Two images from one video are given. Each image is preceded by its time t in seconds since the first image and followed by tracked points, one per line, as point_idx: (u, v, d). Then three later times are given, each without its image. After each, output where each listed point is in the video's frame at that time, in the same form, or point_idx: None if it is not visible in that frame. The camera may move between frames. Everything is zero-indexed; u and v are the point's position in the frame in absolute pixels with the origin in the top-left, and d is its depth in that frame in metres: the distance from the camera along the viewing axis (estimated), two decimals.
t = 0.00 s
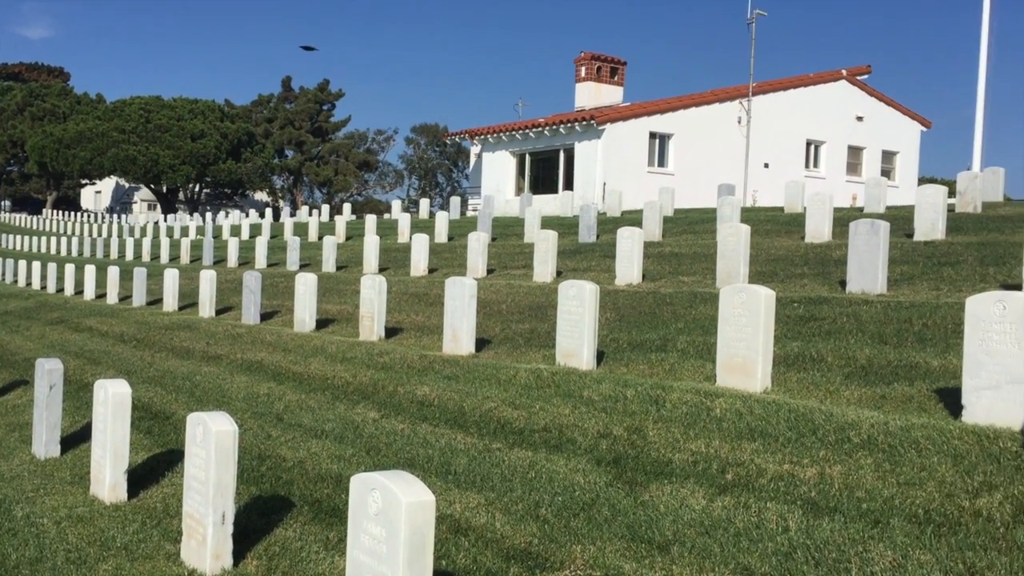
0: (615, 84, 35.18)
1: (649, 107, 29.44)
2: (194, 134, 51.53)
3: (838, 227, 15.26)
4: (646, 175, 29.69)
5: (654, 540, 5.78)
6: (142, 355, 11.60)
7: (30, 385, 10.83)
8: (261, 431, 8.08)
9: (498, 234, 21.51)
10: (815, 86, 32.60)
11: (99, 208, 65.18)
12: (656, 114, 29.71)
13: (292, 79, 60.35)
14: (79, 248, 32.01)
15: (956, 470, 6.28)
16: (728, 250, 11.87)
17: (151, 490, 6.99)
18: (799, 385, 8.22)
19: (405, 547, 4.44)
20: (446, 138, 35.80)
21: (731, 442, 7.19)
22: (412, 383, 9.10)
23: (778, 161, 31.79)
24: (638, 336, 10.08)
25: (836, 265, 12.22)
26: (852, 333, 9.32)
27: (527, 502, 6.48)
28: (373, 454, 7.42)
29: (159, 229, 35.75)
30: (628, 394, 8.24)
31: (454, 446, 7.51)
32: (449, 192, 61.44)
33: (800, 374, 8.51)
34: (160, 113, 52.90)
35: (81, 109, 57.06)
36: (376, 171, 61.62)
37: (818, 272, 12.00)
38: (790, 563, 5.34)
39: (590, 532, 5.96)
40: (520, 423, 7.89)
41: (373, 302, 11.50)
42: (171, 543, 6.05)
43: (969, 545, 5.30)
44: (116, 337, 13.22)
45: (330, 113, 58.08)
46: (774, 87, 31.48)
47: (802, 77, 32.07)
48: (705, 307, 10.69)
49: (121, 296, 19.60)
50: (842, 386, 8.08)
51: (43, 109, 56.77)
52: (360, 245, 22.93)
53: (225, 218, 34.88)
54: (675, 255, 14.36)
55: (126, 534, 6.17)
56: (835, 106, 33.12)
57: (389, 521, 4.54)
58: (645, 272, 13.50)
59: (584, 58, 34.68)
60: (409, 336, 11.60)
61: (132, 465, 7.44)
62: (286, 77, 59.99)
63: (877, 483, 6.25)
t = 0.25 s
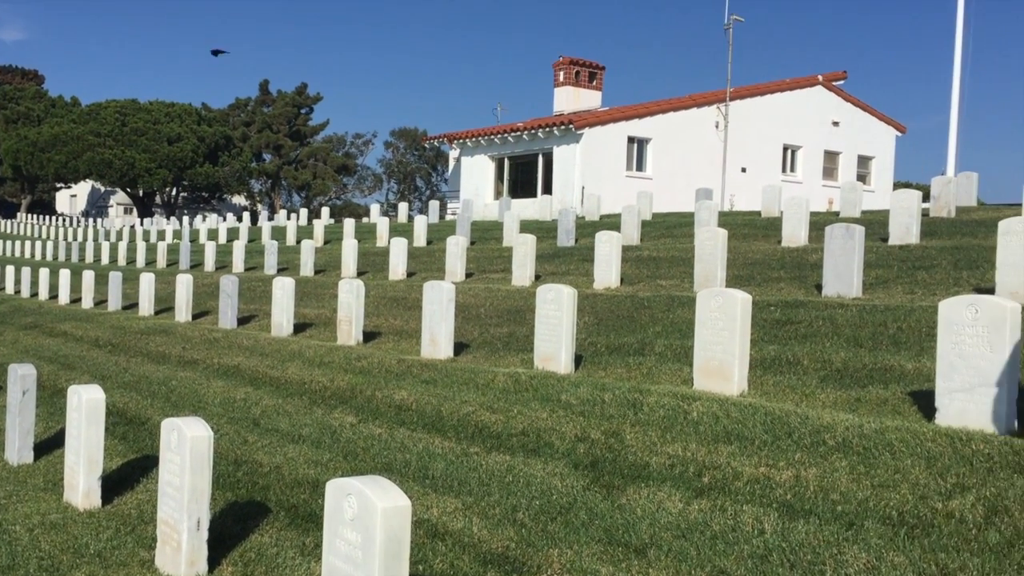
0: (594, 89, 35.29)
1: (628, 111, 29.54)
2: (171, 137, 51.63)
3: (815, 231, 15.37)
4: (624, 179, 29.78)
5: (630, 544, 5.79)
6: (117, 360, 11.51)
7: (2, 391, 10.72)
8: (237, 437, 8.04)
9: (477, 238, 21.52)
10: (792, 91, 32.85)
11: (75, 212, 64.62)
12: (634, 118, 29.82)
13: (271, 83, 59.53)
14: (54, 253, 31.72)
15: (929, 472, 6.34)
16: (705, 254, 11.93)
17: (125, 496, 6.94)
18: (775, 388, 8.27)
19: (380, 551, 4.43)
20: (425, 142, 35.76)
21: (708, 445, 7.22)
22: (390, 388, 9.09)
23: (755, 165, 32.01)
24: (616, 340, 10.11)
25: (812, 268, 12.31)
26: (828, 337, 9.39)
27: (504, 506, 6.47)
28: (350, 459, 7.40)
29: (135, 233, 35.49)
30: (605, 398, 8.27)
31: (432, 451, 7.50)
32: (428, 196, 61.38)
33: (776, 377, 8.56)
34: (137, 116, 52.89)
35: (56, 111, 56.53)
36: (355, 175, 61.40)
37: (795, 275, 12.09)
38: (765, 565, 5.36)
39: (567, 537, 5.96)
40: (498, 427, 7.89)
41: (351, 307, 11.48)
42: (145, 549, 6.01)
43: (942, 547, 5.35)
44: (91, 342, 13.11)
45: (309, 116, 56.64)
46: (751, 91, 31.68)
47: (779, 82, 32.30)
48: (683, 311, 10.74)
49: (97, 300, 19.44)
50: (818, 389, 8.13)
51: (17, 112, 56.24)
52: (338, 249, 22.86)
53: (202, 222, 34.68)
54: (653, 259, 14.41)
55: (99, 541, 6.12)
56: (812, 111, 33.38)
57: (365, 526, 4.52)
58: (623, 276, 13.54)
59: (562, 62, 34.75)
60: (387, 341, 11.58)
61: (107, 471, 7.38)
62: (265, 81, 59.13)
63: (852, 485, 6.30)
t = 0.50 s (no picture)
0: (573, 92, 35.38)
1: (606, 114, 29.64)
2: (148, 139, 51.30)
3: (792, 234, 15.47)
4: (603, 181, 29.86)
5: (608, 546, 5.80)
6: (93, 364, 11.41)
7: None
8: (214, 440, 7.99)
9: (457, 241, 21.50)
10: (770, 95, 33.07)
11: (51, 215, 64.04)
12: (613, 121, 29.92)
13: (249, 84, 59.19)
14: (28, 256, 31.41)
15: (904, 473, 6.39)
16: (683, 256, 11.99)
17: (100, 501, 6.89)
18: (752, 390, 8.31)
19: (356, 554, 4.40)
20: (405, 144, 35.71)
21: (686, 447, 7.25)
22: (368, 391, 9.07)
23: (733, 169, 32.22)
24: (595, 343, 10.13)
25: (790, 271, 12.39)
26: (804, 339, 9.45)
27: (482, 509, 6.46)
28: (328, 463, 7.38)
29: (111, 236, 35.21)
30: (584, 400, 8.29)
31: (410, 454, 7.49)
32: (407, 199, 61.38)
33: (753, 379, 8.61)
34: (114, 118, 52.60)
35: (32, 113, 56.01)
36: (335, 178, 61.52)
37: (772, 278, 12.16)
38: (741, 567, 5.38)
39: (544, 539, 5.96)
40: (476, 430, 7.89)
41: (329, 309, 11.44)
42: (120, 555, 5.96)
43: (916, 547, 5.39)
44: (66, 346, 13.00)
45: (287, 118, 56.44)
46: (729, 95, 31.87)
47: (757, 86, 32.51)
48: (661, 314, 10.78)
49: (72, 304, 19.28)
50: (795, 391, 8.18)
51: None
52: (317, 252, 22.78)
53: (180, 225, 34.46)
54: (632, 262, 14.46)
55: (74, 547, 6.07)
56: (789, 115, 33.62)
57: (342, 529, 4.49)
58: (602, 279, 13.58)
59: (542, 65, 34.79)
60: (366, 344, 11.55)
61: (81, 476, 7.32)
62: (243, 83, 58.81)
63: (828, 487, 6.34)
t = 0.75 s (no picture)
0: (553, 94, 35.45)
1: (587, 116, 29.71)
2: (126, 139, 50.81)
3: (771, 236, 15.57)
4: (584, 183, 29.92)
5: (586, 547, 5.81)
6: (69, 365, 11.32)
7: None
8: (191, 442, 7.94)
9: (437, 242, 21.50)
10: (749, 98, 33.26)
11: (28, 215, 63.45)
12: (594, 123, 29.99)
13: (227, 84, 58.60)
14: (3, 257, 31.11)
15: (880, 473, 6.44)
16: (663, 258, 12.04)
17: (75, 504, 6.83)
18: (730, 391, 8.36)
19: (334, 556, 4.37)
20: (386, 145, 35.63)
21: (664, 448, 7.28)
22: (347, 393, 9.05)
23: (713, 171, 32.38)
24: (574, 344, 10.16)
25: (768, 273, 12.47)
26: (782, 340, 9.52)
27: (461, 511, 6.45)
28: (306, 465, 7.35)
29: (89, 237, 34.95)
30: (563, 402, 8.31)
31: (389, 456, 7.48)
32: (388, 201, 61.27)
33: (732, 380, 8.65)
34: (91, 117, 52.12)
35: (8, 112, 55.45)
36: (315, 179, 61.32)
37: (751, 280, 12.24)
38: (718, 567, 5.40)
39: (523, 541, 5.96)
40: (455, 431, 7.89)
41: (308, 311, 11.41)
42: (96, 558, 5.92)
43: (892, 547, 5.44)
44: (42, 347, 12.88)
45: (266, 119, 56.60)
46: (709, 98, 32.03)
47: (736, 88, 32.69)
48: (640, 315, 10.82)
49: (48, 305, 19.12)
50: (772, 392, 8.23)
51: None
52: (296, 253, 22.70)
53: (158, 226, 34.25)
54: (613, 264, 14.50)
55: (48, 550, 6.02)
56: (768, 117, 33.82)
57: (319, 532, 4.46)
58: (582, 280, 13.61)
59: (522, 67, 34.81)
60: (345, 345, 11.52)
61: (56, 478, 7.26)
62: (222, 83, 58.35)
63: (804, 487, 6.38)
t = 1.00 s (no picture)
0: (537, 94, 35.46)
1: (570, 116, 29.74)
2: (107, 138, 50.57)
3: (754, 237, 15.64)
4: (568, 183, 29.96)
5: (569, 546, 5.81)
6: (49, 365, 11.24)
7: None
8: (172, 443, 7.90)
9: (421, 242, 21.47)
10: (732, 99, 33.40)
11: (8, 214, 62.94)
12: (578, 123, 30.03)
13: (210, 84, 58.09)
14: None
15: (860, 473, 6.49)
16: (646, 258, 12.08)
17: (55, 504, 6.79)
18: (712, 391, 8.39)
19: (316, 557, 4.36)
20: (370, 145, 35.54)
21: (647, 448, 7.30)
22: (330, 393, 9.03)
23: (696, 172, 32.50)
24: (558, 344, 10.18)
25: (751, 273, 12.53)
26: (764, 340, 9.57)
27: (444, 511, 6.45)
28: (288, 465, 7.33)
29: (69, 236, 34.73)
30: (546, 402, 8.33)
31: (372, 456, 7.47)
32: (372, 201, 61.13)
33: (714, 380, 8.69)
34: (72, 116, 51.83)
35: None
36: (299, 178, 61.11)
37: (733, 280, 12.30)
38: (700, 566, 5.41)
39: (506, 540, 5.96)
40: (438, 431, 7.89)
41: (291, 311, 11.38)
42: (76, 559, 5.88)
43: (872, 545, 5.47)
44: (21, 347, 12.78)
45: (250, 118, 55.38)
46: (692, 98, 32.14)
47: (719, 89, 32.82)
48: (624, 315, 10.86)
49: (28, 304, 18.97)
50: (754, 392, 8.27)
51: None
52: (280, 253, 22.63)
53: (140, 225, 34.06)
54: (596, 264, 14.52)
55: (28, 551, 5.97)
56: (751, 118, 33.97)
57: (301, 532, 4.45)
58: (566, 280, 13.63)
59: (506, 67, 34.81)
60: (328, 345, 11.49)
61: (36, 479, 7.21)
62: (204, 82, 57.94)
63: (785, 486, 6.42)
